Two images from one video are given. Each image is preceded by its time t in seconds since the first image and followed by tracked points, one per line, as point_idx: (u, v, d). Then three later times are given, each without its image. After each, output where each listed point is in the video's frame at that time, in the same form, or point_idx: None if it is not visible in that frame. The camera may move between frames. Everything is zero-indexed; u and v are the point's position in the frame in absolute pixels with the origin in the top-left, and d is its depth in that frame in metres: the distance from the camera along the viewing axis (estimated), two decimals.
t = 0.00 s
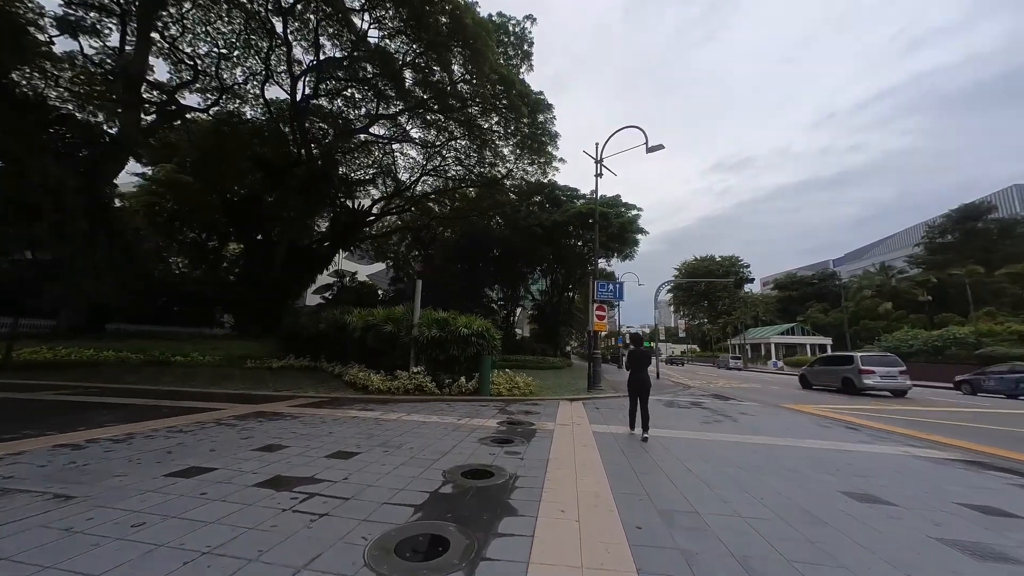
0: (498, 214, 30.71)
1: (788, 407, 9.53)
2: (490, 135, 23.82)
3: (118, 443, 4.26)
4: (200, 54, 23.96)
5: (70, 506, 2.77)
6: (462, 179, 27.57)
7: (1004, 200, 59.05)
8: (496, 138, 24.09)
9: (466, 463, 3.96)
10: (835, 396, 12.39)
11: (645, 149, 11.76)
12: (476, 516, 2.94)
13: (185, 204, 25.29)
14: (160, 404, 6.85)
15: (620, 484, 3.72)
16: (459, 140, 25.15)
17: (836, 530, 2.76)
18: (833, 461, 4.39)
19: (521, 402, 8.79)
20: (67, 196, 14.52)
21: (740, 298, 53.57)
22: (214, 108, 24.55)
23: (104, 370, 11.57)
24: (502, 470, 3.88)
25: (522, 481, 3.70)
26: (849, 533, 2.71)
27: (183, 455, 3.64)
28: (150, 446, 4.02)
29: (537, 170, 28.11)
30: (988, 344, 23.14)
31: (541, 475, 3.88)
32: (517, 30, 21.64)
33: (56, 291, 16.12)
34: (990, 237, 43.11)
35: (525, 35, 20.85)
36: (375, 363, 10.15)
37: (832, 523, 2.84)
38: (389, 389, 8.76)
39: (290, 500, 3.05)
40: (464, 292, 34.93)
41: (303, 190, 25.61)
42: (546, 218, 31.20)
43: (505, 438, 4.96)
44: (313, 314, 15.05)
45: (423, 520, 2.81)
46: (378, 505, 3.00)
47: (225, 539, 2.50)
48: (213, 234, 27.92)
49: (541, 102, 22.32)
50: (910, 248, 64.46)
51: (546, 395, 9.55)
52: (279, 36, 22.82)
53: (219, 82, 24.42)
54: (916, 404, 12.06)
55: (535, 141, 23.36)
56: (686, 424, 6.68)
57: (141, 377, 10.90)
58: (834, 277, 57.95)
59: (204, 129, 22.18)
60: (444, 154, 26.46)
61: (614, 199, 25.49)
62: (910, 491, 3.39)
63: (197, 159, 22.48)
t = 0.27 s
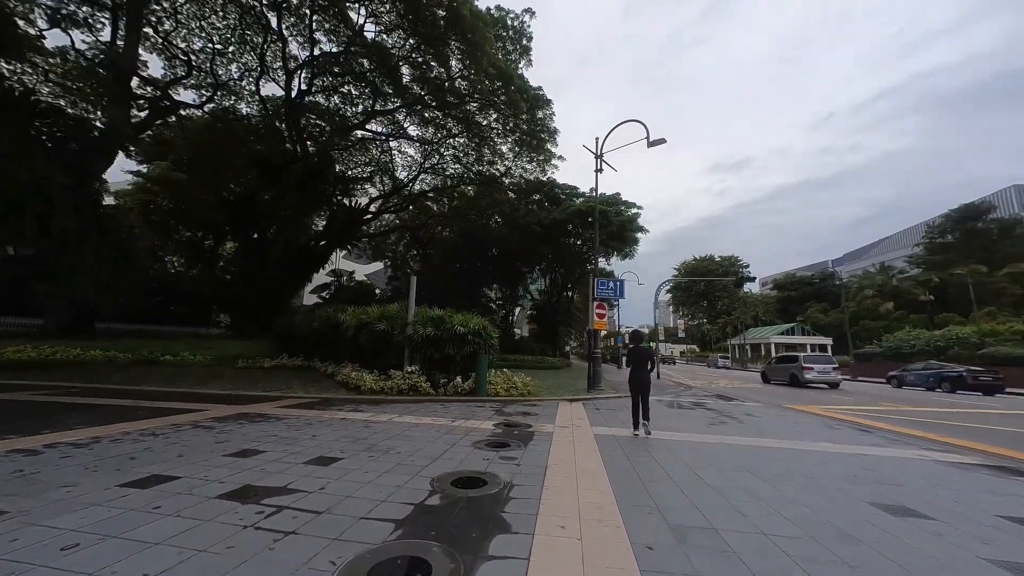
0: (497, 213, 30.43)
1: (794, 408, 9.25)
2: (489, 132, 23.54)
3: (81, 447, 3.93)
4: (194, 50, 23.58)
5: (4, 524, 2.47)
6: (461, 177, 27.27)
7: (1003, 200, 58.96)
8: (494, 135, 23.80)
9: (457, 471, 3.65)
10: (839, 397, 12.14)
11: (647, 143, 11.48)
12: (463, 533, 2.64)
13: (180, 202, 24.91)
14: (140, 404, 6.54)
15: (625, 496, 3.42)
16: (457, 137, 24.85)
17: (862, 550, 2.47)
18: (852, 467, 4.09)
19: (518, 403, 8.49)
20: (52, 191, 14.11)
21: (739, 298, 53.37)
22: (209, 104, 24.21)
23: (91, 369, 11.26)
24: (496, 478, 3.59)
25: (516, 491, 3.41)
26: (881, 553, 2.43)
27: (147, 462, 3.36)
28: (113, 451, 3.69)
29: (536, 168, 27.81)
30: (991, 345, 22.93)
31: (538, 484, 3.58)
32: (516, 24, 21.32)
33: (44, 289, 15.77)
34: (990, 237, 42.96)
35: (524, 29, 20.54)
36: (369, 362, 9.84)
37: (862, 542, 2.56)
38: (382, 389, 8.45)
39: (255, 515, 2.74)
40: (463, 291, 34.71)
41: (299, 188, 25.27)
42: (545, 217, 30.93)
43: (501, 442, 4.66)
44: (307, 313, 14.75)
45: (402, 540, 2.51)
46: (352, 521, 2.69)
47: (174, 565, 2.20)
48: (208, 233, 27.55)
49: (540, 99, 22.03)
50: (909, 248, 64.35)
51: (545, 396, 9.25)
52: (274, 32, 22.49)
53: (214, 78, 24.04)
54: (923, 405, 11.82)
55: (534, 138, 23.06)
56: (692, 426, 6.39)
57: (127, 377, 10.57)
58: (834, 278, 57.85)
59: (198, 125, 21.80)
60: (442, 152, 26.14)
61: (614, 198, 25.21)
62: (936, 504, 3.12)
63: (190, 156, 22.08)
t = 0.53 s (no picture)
0: (495, 212, 30.10)
1: (799, 411, 8.95)
2: (486, 130, 23.21)
3: (30, 462, 3.59)
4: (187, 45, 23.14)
5: None
6: (458, 176, 26.92)
7: (1002, 200, 58.96)
8: (492, 133, 23.49)
9: (441, 489, 3.32)
10: (844, 398, 11.88)
11: (647, 138, 11.17)
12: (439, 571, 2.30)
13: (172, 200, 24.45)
14: (112, 410, 6.18)
15: (627, 519, 3.08)
16: (454, 135, 24.52)
17: None
18: (872, 482, 3.76)
19: (514, 406, 8.18)
20: (36, 189, 13.72)
21: (738, 297, 53.20)
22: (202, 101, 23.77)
23: (73, 372, 10.91)
24: (483, 496, 3.25)
25: (505, 513, 3.07)
26: None
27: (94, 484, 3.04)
28: (62, 468, 3.36)
29: (534, 166, 27.49)
30: (993, 344, 22.76)
31: (530, 503, 3.24)
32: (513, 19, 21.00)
33: (28, 290, 15.36)
34: (989, 236, 42.87)
35: (522, 24, 20.23)
36: (360, 364, 9.50)
37: None
38: (372, 391, 8.12)
39: (199, 549, 2.41)
40: (461, 292, 34.43)
41: (294, 186, 24.88)
42: (543, 216, 30.66)
43: (494, 452, 4.32)
44: (299, 313, 14.40)
45: None
46: (312, 556, 2.36)
47: None
48: (201, 231, 27.09)
49: (538, 96, 21.73)
50: (908, 247, 64.30)
51: (542, 398, 8.94)
52: (269, 27, 22.10)
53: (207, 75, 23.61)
54: (928, 406, 11.57)
55: (532, 135, 22.74)
56: (696, 431, 6.07)
57: (111, 380, 10.23)
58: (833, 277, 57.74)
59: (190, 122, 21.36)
60: (439, 151, 25.78)
61: (613, 196, 24.92)
62: (966, 530, 2.82)
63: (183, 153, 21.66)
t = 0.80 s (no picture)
0: (492, 210, 29.74)
1: (805, 410, 8.65)
2: (483, 125, 22.80)
3: None
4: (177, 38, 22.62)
5: None
6: (455, 172, 26.53)
7: (998, 198, 59.08)
8: (489, 129, 23.13)
9: (422, 501, 2.98)
10: (847, 397, 11.65)
11: (647, 129, 10.88)
12: None
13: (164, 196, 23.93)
14: (82, 410, 5.82)
15: (633, 532, 2.75)
16: (452, 131, 24.16)
17: None
18: (895, 494, 3.44)
19: (510, 405, 7.87)
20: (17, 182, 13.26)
21: (736, 296, 53.08)
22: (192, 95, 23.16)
23: (53, 371, 10.53)
24: (470, 510, 2.90)
25: (495, 530, 2.72)
26: None
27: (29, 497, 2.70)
28: (2, 477, 3.02)
29: (531, 162, 27.11)
30: (993, 342, 22.64)
31: (524, 517, 2.90)
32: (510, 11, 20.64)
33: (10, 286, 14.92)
34: (987, 235, 42.86)
35: (519, 16, 19.88)
36: (351, 362, 9.16)
37: None
38: (362, 390, 7.79)
39: None
40: (459, 290, 34.14)
41: (288, 181, 24.39)
42: (541, 212, 30.36)
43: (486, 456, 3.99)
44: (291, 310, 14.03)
45: None
46: None
47: None
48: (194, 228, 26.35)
49: (536, 89, 21.35)
50: (905, 246, 64.39)
51: (539, 397, 8.65)
52: (261, 20, 21.65)
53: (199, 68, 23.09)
54: (933, 404, 11.36)
55: (529, 130, 22.41)
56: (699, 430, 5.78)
57: (92, 379, 9.87)
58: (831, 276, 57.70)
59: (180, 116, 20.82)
60: (435, 146, 25.38)
61: (612, 192, 24.63)
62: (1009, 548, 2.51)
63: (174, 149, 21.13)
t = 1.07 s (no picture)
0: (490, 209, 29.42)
1: (810, 412, 8.42)
2: (480, 122, 22.50)
3: None
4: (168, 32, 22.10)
5: None
6: (452, 171, 26.19)
7: (994, 198, 59.29)
8: (487, 126, 22.85)
9: (401, 524, 2.66)
10: (850, 398, 11.43)
11: (647, 124, 10.59)
12: None
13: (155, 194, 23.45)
14: (50, 416, 5.48)
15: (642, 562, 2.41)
16: (449, 129, 23.85)
17: None
18: (919, 510, 3.16)
19: (506, 408, 7.58)
20: None
21: (733, 295, 53.01)
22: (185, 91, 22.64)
23: (32, 373, 10.17)
24: (454, 535, 2.56)
25: (484, 559, 2.39)
26: None
27: None
28: None
29: (529, 160, 26.81)
30: (992, 342, 22.55)
31: (516, 542, 2.57)
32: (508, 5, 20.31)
33: None
34: (984, 234, 42.90)
35: (516, 11, 19.55)
36: (341, 363, 8.83)
37: None
38: (352, 393, 7.47)
39: None
40: (456, 290, 33.85)
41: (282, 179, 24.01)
42: (538, 210, 30.12)
43: (477, 466, 3.67)
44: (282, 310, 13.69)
45: None
46: None
47: None
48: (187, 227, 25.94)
49: (534, 85, 21.08)
50: (901, 245, 64.52)
51: (536, 400, 8.36)
52: (254, 15, 21.22)
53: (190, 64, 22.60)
54: (936, 405, 11.17)
55: (526, 127, 22.14)
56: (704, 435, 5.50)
57: (73, 381, 9.52)
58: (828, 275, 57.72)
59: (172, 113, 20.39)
60: (432, 144, 25.02)
61: (610, 190, 24.37)
62: None
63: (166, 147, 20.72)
